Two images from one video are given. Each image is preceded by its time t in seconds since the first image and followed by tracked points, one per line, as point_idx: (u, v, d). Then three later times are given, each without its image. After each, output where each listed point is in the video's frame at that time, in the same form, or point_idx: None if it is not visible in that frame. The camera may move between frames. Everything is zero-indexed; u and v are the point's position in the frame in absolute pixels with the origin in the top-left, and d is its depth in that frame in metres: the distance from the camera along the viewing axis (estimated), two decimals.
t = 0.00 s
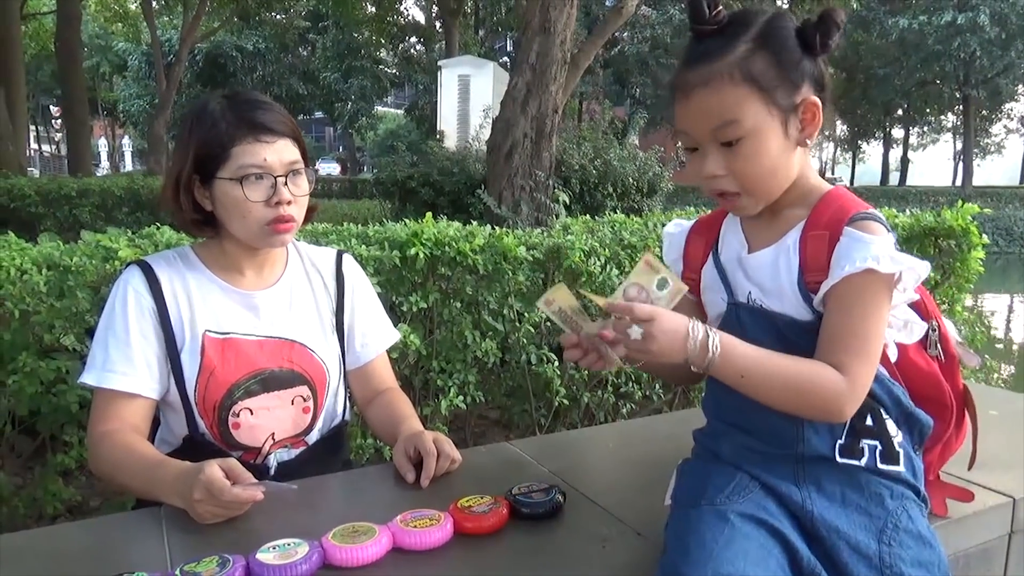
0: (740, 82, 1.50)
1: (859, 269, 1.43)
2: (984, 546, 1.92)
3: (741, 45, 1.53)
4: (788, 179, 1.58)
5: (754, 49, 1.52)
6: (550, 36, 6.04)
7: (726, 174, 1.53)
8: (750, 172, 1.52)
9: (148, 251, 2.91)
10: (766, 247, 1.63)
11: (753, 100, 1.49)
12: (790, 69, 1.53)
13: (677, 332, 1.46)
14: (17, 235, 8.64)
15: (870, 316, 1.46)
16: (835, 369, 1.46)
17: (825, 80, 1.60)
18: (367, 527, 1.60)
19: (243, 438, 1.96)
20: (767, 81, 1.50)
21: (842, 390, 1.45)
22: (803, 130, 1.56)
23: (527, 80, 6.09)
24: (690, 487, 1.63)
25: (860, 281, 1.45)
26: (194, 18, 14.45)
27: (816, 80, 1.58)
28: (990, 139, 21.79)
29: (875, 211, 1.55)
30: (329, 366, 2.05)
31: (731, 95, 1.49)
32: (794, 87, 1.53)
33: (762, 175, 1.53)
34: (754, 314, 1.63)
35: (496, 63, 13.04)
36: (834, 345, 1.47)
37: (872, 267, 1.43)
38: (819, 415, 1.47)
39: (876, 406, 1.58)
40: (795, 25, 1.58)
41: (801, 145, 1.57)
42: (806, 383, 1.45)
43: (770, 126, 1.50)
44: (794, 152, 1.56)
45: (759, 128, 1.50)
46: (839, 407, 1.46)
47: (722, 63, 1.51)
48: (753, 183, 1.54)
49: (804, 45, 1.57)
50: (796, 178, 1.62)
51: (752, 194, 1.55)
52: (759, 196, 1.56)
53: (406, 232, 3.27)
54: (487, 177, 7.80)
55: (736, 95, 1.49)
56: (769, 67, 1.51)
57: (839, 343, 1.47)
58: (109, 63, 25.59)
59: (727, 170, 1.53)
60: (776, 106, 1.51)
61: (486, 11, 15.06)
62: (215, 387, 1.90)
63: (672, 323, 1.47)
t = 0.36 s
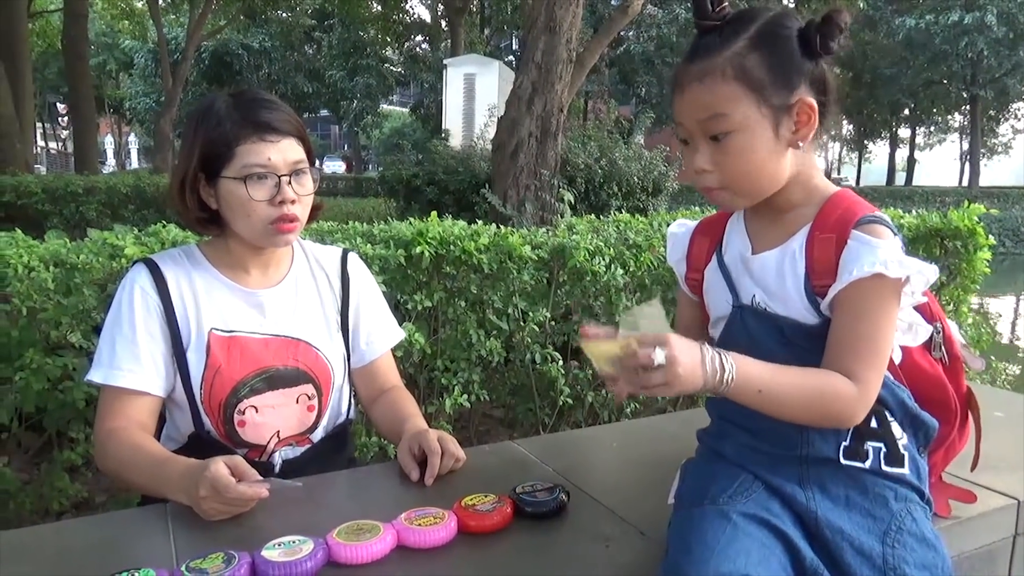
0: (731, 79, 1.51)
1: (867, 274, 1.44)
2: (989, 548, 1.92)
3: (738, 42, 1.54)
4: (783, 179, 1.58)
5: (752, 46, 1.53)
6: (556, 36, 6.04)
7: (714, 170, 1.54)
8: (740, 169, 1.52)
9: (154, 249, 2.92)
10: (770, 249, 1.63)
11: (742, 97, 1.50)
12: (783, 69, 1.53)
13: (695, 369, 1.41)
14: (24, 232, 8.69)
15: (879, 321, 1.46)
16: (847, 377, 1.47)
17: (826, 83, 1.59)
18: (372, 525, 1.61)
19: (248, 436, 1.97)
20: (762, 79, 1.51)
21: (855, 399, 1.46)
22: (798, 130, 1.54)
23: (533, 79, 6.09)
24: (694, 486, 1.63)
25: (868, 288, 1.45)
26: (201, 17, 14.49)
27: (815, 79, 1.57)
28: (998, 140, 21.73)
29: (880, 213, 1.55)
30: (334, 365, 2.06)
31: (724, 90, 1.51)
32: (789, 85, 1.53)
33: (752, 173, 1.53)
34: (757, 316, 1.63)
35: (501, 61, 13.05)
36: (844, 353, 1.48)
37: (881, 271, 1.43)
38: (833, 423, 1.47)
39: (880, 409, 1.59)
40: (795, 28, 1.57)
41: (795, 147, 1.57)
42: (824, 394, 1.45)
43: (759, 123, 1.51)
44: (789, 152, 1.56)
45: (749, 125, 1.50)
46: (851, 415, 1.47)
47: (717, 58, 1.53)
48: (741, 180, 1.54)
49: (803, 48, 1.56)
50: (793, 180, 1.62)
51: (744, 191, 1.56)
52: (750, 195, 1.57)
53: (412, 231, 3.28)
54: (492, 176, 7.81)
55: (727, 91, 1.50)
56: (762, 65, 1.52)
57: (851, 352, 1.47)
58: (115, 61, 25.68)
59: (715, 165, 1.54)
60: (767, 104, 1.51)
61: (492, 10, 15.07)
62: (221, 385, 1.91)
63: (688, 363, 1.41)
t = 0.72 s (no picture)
0: (704, 58, 1.62)
1: (851, 270, 1.44)
2: (996, 547, 1.92)
3: (730, 26, 1.61)
4: (740, 165, 1.63)
5: (738, 33, 1.59)
6: (563, 34, 6.03)
7: (679, 137, 1.68)
8: (692, 142, 1.63)
9: (165, 246, 2.94)
10: (765, 245, 1.64)
11: (709, 77, 1.60)
12: (757, 62, 1.56)
13: (681, 417, 1.40)
14: (33, 229, 8.72)
15: (869, 319, 1.46)
16: (848, 380, 1.45)
17: (805, 86, 1.55)
18: (381, 521, 1.62)
19: (258, 433, 1.99)
20: (727, 63, 1.58)
21: (857, 401, 1.44)
22: (753, 125, 1.57)
23: (540, 78, 6.10)
24: (696, 482, 1.64)
25: (854, 286, 1.45)
26: (209, 14, 14.52)
27: (790, 81, 1.55)
28: (1006, 139, 21.65)
29: (875, 211, 1.55)
30: (342, 361, 2.07)
31: (694, 65, 1.63)
32: (754, 78, 1.56)
33: (702, 148, 1.63)
34: (756, 315, 1.63)
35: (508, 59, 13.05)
36: (840, 355, 1.47)
37: (862, 268, 1.43)
38: (839, 429, 1.45)
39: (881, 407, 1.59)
40: (789, 28, 1.55)
41: (745, 140, 1.60)
42: (825, 401, 1.43)
43: (712, 103, 1.60)
44: (742, 143, 1.60)
45: (702, 102, 1.61)
46: (854, 421, 1.45)
47: (706, 37, 1.64)
48: (698, 154, 1.65)
49: (783, 48, 1.54)
50: (768, 172, 1.64)
51: (701, 165, 1.66)
52: (710, 171, 1.66)
53: (419, 229, 3.29)
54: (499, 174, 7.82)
55: (696, 68, 1.63)
56: (736, 52, 1.58)
57: (848, 354, 1.46)
58: (123, 59, 25.77)
59: (681, 134, 1.67)
60: (724, 89, 1.58)
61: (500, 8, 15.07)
62: (231, 381, 1.93)
63: (672, 410, 1.40)
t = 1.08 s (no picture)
0: (724, 52, 1.63)
1: (863, 271, 1.44)
2: (1001, 548, 1.92)
3: (750, 24, 1.62)
4: (748, 164, 1.64)
5: (759, 31, 1.61)
6: (569, 35, 6.05)
7: (687, 131, 1.68)
8: (700, 136, 1.64)
9: (174, 247, 2.96)
10: (771, 250, 1.65)
11: (726, 71, 1.61)
12: (777, 61, 1.58)
13: (703, 401, 1.42)
14: (41, 229, 8.76)
15: (884, 316, 1.46)
16: (870, 381, 1.45)
17: (821, 88, 1.57)
18: (389, 519, 1.63)
19: (267, 433, 2.00)
20: (746, 60, 1.59)
21: (880, 399, 1.44)
22: (767, 122, 1.58)
23: (545, 78, 6.11)
24: (703, 483, 1.65)
25: (868, 286, 1.45)
26: (215, 15, 14.57)
27: (808, 82, 1.57)
28: (1013, 139, 21.59)
29: (881, 214, 1.55)
30: (350, 362, 2.08)
31: (712, 60, 1.64)
32: (773, 76, 1.58)
33: (710, 144, 1.63)
34: (763, 320, 1.64)
35: (513, 59, 13.07)
36: (860, 357, 1.47)
37: (874, 268, 1.43)
38: (868, 427, 1.45)
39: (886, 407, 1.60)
40: (814, 29, 1.57)
41: (757, 137, 1.60)
42: (853, 401, 1.43)
43: (729, 97, 1.60)
44: (752, 140, 1.61)
45: (717, 97, 1.62)
46: (884, 416, 1.45)
47: (725, 33, 1.65)
48: (707, 150, 1.65)
49: (805, 49, 1.56)
50: (771, 174, 1.65)
51: (708, 162, 1.66)
52: (718, 168, 1.66)
53: (426, 229, 3.31)
54: (504, 174, 7.84)
55: (714, 62, 1.63)
56: (758, 49, 1.59)
57: (868, 355, 1.46)
58: (129, 59, 25.88)
59: (690, 129, 1.67)
60: (742, 83, 1.59)
61: (505, 8, 15.09)
62: (241, 380, 1.94)
63: (694, 395, 1.42)
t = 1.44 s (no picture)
0: (744, 48, 1.63)
1: (865, 270, 1.47)
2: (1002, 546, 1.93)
3: (773, 21, 1.63)
4: (759, 161, 1.65)
5: (783, 28, 1.61)
6: (572, 34, 6.06)
7: (701, 125, 1.69)
8: (717, 129, 1.65)
9: (180, 246, 2.97)
10: (777, 248, 1.66)
11: (746, 68, 1.62)
12: (796, 60, 1.59)
13: (680, 438, 1.49)
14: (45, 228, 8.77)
15: (882, 318, 1.47)
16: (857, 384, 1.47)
17: (839, 91, 1.59)
18: (397, 515, 1.65)
19: (273, 431, 2.02)
20: (767, 57, 1.60)
21: (866, 404, 1.45)
22: (783, 122, 1.60)
23: (548, 78, 6.12)
24: (708, 482, 1.66)
25: (868, 284, 1.47)
26: (217, 14, 14.60)
27: (827, 84, 1.59)
28: (1016, 138, 21.59)
29: (886, 215, 1.57)
30: (355, 360, 2.10)
31: (732, 54, 1.64)
32: (792, 75, 1.59)
33: (725, 137, 1.64)
34: (767, 319, 1.65)
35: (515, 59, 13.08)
36: (855, 356, 1.49)
37: (878, 268, 1.45)
38: (855, 429, 1.46)
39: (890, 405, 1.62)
40: (833, 30, 1.58)
41: (773, 136, 1.62)
42: (832, 410, 1.45)
43: (746, 95, 1.61)
44: (767, 138, 1.63)
45: (735, 92, 1.62)
46: (872, 417, 1.46)
47: (746, 28, 1.65)
48: (721, 145, 1.66)
49: (825, 49, 1.57)
50: (782, 171, 1.67)
51: (722, 157, 1.67)
52: (732, 163, 1.68)
53: (430, 229, 3.32)
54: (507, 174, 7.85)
55: (734, 58, 1.64)
56: (777, 47, 1.60)
57: (865, 353, 1.47)
58: (132, 59, 25.92)
59: (704, 122, 1.68)
60: (762, 81, 1.60)
61: (507, 8, 15.10)
62: (248, 378, 1.96)
63: (671, 434, 1.49)
